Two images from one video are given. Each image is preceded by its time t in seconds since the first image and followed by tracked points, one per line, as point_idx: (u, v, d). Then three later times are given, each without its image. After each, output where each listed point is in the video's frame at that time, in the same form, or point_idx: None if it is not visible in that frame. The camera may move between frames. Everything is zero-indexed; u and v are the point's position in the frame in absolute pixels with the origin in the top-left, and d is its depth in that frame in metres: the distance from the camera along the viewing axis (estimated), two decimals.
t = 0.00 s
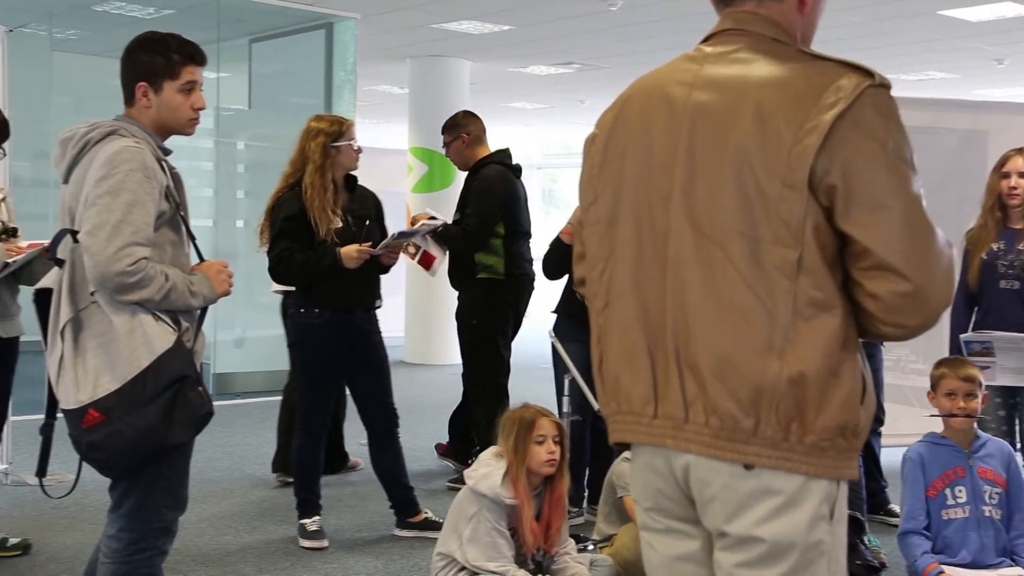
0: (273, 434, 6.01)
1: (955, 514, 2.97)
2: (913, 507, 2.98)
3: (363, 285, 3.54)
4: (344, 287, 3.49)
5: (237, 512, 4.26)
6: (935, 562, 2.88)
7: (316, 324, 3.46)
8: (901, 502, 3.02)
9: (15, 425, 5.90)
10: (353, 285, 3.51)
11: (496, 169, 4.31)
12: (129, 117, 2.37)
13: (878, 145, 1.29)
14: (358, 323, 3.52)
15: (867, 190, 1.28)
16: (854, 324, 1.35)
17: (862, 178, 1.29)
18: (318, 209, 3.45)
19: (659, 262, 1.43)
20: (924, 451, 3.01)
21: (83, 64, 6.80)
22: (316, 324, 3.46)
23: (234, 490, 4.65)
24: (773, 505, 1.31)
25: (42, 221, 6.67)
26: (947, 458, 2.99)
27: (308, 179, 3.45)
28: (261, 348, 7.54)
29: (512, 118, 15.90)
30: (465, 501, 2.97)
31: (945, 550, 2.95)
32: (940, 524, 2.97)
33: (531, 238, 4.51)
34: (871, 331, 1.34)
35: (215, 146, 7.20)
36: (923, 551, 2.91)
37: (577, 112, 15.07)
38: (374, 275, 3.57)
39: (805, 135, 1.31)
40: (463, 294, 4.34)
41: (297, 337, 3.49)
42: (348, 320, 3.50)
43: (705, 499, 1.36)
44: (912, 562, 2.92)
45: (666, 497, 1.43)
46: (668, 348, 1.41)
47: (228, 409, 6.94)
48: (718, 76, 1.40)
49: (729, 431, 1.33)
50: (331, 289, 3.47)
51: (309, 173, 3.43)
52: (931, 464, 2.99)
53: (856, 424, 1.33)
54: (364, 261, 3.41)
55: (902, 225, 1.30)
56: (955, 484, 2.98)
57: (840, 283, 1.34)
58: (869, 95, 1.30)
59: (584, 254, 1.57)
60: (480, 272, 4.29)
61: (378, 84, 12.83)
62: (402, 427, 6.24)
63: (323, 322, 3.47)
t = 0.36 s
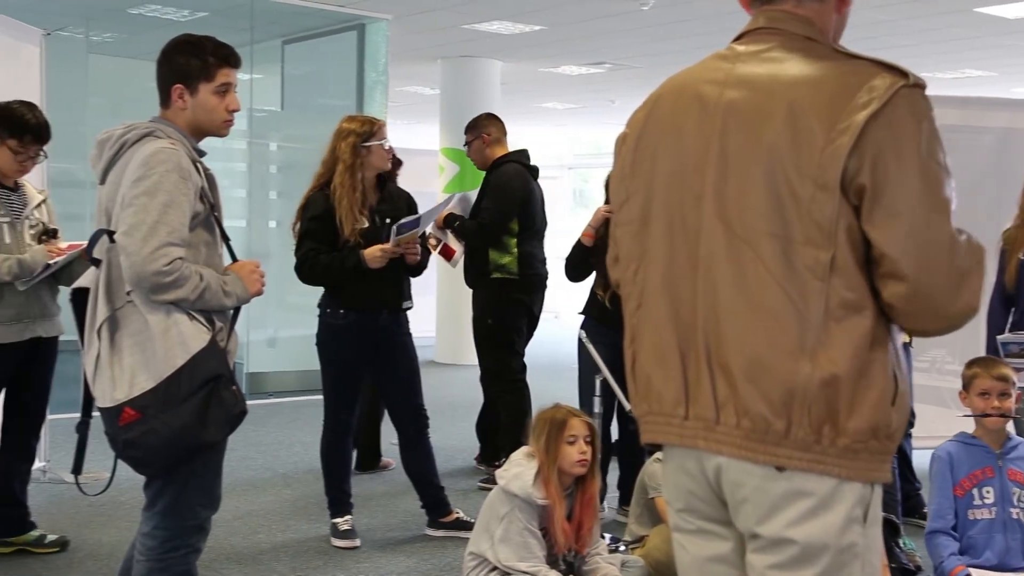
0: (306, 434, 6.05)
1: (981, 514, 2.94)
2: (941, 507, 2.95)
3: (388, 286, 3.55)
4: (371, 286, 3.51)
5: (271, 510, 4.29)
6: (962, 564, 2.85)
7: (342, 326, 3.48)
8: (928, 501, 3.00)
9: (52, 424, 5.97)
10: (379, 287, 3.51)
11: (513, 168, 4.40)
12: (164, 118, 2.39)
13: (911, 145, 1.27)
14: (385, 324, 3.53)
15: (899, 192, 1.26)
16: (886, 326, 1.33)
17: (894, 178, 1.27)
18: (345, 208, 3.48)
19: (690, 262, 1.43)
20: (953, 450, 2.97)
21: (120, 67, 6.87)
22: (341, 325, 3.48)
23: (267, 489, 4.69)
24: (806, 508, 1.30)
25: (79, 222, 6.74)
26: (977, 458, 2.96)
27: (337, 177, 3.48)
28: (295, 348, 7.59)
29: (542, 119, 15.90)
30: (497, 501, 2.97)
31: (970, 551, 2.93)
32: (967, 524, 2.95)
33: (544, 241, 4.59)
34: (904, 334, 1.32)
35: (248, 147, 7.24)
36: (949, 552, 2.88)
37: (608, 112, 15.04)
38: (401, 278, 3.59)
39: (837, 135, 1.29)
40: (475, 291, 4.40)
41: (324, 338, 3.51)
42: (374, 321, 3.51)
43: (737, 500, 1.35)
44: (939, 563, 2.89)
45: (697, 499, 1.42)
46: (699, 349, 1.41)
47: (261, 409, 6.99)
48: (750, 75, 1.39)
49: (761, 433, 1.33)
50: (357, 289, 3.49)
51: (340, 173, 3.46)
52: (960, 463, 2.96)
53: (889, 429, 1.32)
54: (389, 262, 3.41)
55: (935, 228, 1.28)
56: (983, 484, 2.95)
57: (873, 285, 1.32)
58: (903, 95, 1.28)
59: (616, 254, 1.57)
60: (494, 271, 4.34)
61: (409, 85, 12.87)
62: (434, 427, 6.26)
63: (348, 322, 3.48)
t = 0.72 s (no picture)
0: (341, 433, 6.08)
1: (1015, 518, 2.90)
2: (975, 509, 2.92)
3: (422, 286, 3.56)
4: (406, 287, 3.52)
5: (307, 509, 4.32)
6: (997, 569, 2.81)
7: (376, 327, 3.49)
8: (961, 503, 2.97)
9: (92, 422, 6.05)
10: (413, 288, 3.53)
11: (529, 173, 4.48)
12: (202, 120, 2.41)
13: (957, 142, 1.26)
14: (417, 325, 3.54)
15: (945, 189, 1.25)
16: (928, 325, 1.32)
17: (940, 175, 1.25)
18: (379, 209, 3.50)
19: (730, 263, 1.42)
20: (988, 452, 2.94)
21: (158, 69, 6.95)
22: (373, 325, 3.49)
23: (303, 488, 4.72)
24: (844, 511, 1.29)
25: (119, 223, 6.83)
26: (1013, 460, 2.92)
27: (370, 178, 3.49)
28: (330, 348, 7.63)
29: (577, 119, 15.89)
30: (530, 501, 2.97)
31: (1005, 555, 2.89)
32: (1001, 527, 2.90)
33: (569, 237, 4.66)
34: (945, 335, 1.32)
35: (284, 147, 7.27)
36: (984, 556, 2.84)
37: (642, 112, 15.00)
38: (433, 279, 3.61)
39: (883, 134, 1.28)
40: (491, 291, 4.64)
41: (357, 337, 3.53)
42: (407, 322, 3.51)
43: (774, 503, 1.34)
44: (973, 567, 2.85)
45: (733, 501, 1.42)
46: (739, 350, 1.40)
47: (297, 408, 7.04)
48: (790, 73, 1.38)
49: (804, 435, 1.32)
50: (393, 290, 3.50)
51: (372, 174, 3.47)
52: (995, 465, 2.92)
53: (931, 428, 1.31)
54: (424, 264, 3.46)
55: (982, 227, 1.26)
56: (1018, 487, 2.91)
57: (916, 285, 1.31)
58: (949, 92, 1.27)
59: (651, 255, 1.56)
60: (505, 272, 4.56)
61: (443, 86, 12.91)
62: (469, 427, 6.27)
63: (382, 323, 3.49)
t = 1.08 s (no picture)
0: (374, 433, 6.10)
1: None
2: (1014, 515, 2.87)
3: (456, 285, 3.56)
4: (438, 286, 3.52)
5: (341, 508, 4.34)
6: None
7: (408, 326, 3.50)
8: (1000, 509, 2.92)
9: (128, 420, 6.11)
10: (444, 288, 3.53)
11: (530, 174, 4.87)
12: (238, 121, 2.43)
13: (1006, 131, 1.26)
14: (450, 324, 3.54)
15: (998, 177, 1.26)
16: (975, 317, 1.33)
17: (991, 163, 1.26)
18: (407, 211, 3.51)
19: (775, 261, 1.40)
20: None
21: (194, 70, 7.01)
22: (405, 325, 3.50)
23: (336, 487, 4.74)
24: (888, 514, 1.29)
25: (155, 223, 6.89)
26: None
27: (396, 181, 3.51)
28: (364, 347, 7.66)
29: (610, 119, 15.86)
30: (563, 501, 2.97)
31: None
32: None
33: (581, 236, 4.89)
34: (991, 325, 1.32)
35: (317, 148, 7.30)
36: None
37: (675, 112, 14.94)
38: (465, 279, 3.61)
39: (933, 124, 1.28)
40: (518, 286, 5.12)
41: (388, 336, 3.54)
42: (439, 322, 3.52)
43: (816, 506, 1.33)
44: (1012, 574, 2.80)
45: (772, 505, 1.41)
46: (786, 350, 1.39)
47: (330, 407, 7.08)
48: (830, 69, 1.37)
49: (857, 431, 1.30)
50: (425, 290, 3.50)
51: (395, 178, 3.50)
52: None
53: (981, 423, 1.31)
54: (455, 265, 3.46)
55: None
56: None
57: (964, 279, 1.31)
58: (996, 81, 1.27)
59: (679, 260, 1.54)
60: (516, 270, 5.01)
61: (476, 86, 12.93)
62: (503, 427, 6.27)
63: (415, 321, 3.50)
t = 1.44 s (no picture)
0: (405, 433, 6.12)
1: None
2: None
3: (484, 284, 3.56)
4: (467, 285, 3.53)
5: (373, 508, 4.36)
6: None
7: (437, 327, 3.51)
8: None
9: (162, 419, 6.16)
10: (470, 287, 3.53)
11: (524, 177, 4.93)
12: (273, 121, 2.45)
13: None
14: (478, 324, 3.55)
15: None
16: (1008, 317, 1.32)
17: None
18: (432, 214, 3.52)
19: (806, 261, 1.40)
20: None
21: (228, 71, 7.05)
22: (434, 325, 3.52)
23: (368, 486, 4.76)
24: (921, 518, 1.28)
25: (190, 224, 6.95)
26: None
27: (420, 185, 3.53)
28: (395, 347, 7.70)
29: (640, 119, 15.83)
30: (594, 501, 2.97)
31: None
32: None
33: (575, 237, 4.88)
34: None
35: (349, 148, 7.34)
36: None
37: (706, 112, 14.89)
38: (494, 276, 3.60)
39: (965, 123, 1.27)
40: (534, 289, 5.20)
41: (419, 337, 3.56)
42: (468, 322, 3.53)
43: (849, 508, 1.32)
44: None
45: (803, 507, 1.40)
46: (816, 350, 1.38)
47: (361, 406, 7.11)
48: (861, 67, 1.37)
49: (890, 432, 1.29)
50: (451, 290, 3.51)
51: (420, 183, 3.52)
52: None
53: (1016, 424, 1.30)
54: (474, 259, 3.42)
55: None
56: None
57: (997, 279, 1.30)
58: None
59: (707, 262, 1.53)
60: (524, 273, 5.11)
61: (507, 86, 12.94)
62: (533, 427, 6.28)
63: (443, 322, 3.51)
